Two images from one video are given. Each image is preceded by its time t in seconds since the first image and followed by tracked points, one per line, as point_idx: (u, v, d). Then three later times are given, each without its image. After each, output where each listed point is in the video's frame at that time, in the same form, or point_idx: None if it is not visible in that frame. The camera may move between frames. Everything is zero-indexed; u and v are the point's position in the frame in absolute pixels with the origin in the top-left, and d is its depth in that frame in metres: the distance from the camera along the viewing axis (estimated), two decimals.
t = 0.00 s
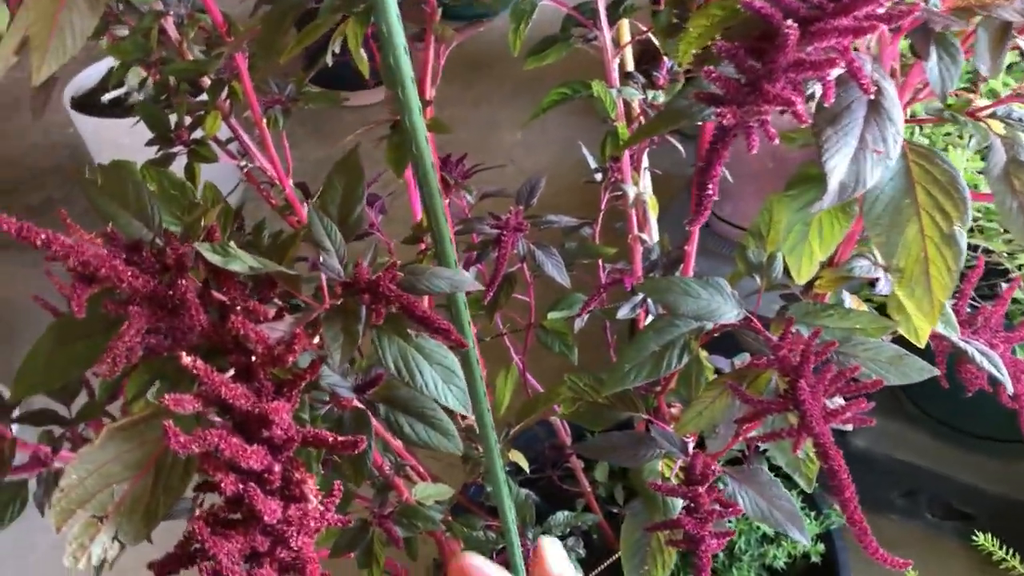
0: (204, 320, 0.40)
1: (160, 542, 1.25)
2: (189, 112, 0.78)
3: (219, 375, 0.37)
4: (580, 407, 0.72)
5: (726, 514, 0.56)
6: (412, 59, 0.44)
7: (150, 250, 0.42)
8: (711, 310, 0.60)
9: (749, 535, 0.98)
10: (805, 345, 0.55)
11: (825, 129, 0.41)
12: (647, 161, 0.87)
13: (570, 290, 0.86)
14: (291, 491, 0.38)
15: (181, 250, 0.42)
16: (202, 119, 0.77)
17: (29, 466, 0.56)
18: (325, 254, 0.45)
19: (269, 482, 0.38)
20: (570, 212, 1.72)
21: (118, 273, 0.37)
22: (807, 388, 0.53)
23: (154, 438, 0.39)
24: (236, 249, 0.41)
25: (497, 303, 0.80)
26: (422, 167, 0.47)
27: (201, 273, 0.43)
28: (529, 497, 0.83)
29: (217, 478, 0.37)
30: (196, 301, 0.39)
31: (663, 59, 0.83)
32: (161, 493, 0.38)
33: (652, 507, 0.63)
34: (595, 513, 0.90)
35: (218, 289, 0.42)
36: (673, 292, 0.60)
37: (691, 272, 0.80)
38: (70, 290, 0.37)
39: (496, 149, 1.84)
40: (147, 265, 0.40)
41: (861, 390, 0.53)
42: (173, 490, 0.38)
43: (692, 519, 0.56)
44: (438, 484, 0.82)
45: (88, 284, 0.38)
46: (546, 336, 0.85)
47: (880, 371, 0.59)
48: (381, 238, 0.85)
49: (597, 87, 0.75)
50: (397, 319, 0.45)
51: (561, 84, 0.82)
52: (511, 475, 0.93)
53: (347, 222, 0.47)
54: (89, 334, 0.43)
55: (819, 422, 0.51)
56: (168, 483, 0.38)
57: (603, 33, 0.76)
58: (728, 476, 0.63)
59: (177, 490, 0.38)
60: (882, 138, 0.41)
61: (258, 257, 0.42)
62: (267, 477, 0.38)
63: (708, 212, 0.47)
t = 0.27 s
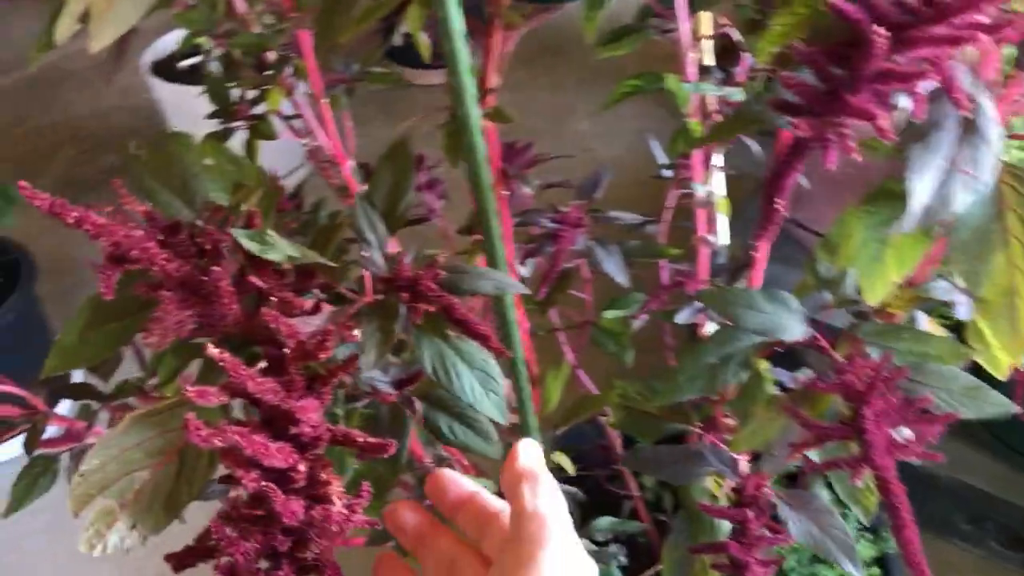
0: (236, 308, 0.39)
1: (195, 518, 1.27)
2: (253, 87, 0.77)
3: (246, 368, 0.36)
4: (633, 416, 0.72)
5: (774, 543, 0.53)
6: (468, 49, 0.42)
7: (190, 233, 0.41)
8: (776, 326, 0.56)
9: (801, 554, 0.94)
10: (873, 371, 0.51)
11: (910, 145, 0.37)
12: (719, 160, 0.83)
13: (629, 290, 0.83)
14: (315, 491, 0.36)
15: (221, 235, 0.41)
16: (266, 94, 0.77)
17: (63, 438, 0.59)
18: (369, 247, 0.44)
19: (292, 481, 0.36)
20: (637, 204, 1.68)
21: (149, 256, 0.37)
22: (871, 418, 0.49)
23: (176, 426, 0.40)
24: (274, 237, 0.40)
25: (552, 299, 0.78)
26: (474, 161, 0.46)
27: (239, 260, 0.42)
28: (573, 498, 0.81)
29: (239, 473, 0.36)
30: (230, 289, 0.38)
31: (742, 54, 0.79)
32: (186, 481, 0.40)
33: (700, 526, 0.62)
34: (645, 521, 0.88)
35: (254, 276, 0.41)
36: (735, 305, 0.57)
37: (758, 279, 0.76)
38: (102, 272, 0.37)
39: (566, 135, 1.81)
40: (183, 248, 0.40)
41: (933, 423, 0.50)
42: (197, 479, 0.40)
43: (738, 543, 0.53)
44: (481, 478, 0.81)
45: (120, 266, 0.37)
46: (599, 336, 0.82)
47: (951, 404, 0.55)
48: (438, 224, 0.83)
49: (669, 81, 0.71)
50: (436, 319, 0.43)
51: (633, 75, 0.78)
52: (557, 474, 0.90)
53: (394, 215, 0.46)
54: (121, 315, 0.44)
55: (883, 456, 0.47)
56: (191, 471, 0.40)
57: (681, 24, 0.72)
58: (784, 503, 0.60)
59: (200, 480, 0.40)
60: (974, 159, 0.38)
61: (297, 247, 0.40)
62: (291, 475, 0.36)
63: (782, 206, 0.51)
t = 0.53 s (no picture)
0: (293, 311, 0.39)
1: (247, 512, 1.31)
2: (333, 74, 0.78)
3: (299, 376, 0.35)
4: (704, 441, 0.69)
5: None
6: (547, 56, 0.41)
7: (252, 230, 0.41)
8: (855, 358, 0.53)
9: None
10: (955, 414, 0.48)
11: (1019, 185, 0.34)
12: (805, 171, 0.80)
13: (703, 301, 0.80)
14: (362, 504, 0.37)
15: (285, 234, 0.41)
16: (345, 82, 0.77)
17: (120, 426, 0.60)
18: (432, 256, 0.44)
19: (338, 494, 0.37)
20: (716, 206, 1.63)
21: (208, 254, 0.37)
22: (953, 466, 0.46)
23: (224, 428, 0.42)
24: (337, 240, 0.40)
25: (619, 306, 0.76)
26: (547, 170, 0.44)
27: (302, 259, 0.41)
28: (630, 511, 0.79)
29: (286, 485, 0.37)
30: (287, 293, 0.38)
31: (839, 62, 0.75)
32: (232, 482, 0.42)
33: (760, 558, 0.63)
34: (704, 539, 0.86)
35: (314, 279, 0.41)
36: (812, 332, 0.54)
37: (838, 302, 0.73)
38: (161, 267, 0.37)
39: (647, 132, 1.77)
40: (244, 246, 0.40)
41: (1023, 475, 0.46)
42: (242, 481, 0.42)
43: None
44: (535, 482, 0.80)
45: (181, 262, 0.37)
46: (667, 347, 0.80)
47: None
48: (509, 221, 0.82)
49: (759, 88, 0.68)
50: (496, 333, 0.44)
51: (721, 79, 0.75)
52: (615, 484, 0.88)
53: (458, 223, 0.46)
54: (179, 311, 0.45)
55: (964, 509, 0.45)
56: (237, 473, 0.42)
57: (775, 28, 0.69)
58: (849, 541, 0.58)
59: (244, 483, 0.42)
60: None
61: (360, 253, 0.40)
62: (337, 489, 0.37)
63: (875, 238, 0.47)
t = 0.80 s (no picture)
0: (356, 294, 0.39)
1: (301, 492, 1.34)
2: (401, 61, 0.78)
3: (359, 359, 0.36)
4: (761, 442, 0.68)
5: None
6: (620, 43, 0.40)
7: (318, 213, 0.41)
8: (926, 362, 0.51)
9: None
10: None
11: None
12: (877, 170, 0.77)
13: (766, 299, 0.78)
14: (416, 491, 0.38)
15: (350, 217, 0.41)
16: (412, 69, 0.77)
17: (182, 401, 0.60)
18: (494, 244, 0.44)
19: (393, 478, 0.37)
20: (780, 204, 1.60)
21: (275, 234, 0.37)
22: None
23: (283, 409, 0.43)
24: (401, 225, 0.40)
25: (679, 302, 0.75)
26: (614, 160, 0.44)
27: (367, 243, 0.42)
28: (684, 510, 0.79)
29: (342, 467, 0.37)
30: (351, 276, 0.38)
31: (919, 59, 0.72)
32: (290, 460, 0.43)
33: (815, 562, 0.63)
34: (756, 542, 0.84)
35: (378, 262, 0.41)
36: (879, 334, 0.52)
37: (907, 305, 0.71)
38: (229, 246, 0.38)
39: (712, 126, 1.74)
40: (310, 228, 0.40)
41: None
42: (299, 460, 0.43)
43: None
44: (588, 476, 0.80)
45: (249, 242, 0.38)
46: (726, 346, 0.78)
47: None
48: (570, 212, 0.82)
49: (832, 83, 0.66)
50: (556, 325, 0.42)
51: (792, 74, 0.74)
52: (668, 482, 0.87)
53: (522, 214, 0.45)
54: (245, 290, 0.46)
55: None
56: (296, 452, 0.43)
57: (852, 22, 0.67)
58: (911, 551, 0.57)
59: (301, 463, 0.43)
60: None
61: (424, 238, 0.40)
62: (392, 473, 0.37)
63: (955, 237, 0.45)
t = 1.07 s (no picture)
0: (398, 277, 0.39)
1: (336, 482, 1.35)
2: (447, 51, 0.78)
3: (395, 337, 0.35)
4: (807, 437, 0.67)
5: None
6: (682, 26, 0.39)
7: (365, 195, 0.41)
8: (981, 359, 0.50)
9: None
10: None
11: None
12: (929, 164, 0.76)
13: (813, 294, 0.77)
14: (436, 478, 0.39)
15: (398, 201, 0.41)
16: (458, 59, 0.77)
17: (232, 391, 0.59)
18: (539, 235, 0.43)
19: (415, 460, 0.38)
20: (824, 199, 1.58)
21: (321, 214, 0.37)
22: None
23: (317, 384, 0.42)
24: (446, 212, 0.39)
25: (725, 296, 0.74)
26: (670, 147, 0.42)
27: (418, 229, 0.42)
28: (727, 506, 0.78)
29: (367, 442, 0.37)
30: (393, 259, 0.38)
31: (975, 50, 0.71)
32: (321, 436, 0.42)
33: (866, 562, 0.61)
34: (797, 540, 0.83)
35: (421, 249, 0.41)
36: (934, 330, 0.51)
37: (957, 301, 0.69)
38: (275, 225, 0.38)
39: (754, 119, 1.72)
40: (357, 211, 0.40)
41: None
42: (328, 437, 0.42)
43: None
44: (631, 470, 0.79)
45: (295, 222, 0.38)
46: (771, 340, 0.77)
47: None
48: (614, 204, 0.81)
49: (884, 74, 0.65)
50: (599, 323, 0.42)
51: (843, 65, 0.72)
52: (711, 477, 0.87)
53: (569, 204, 0.45)
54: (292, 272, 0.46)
55: None
56: (326, 430, 0.42)
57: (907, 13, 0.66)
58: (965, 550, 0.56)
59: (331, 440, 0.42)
60: None
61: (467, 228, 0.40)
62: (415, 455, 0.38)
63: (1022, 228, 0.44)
